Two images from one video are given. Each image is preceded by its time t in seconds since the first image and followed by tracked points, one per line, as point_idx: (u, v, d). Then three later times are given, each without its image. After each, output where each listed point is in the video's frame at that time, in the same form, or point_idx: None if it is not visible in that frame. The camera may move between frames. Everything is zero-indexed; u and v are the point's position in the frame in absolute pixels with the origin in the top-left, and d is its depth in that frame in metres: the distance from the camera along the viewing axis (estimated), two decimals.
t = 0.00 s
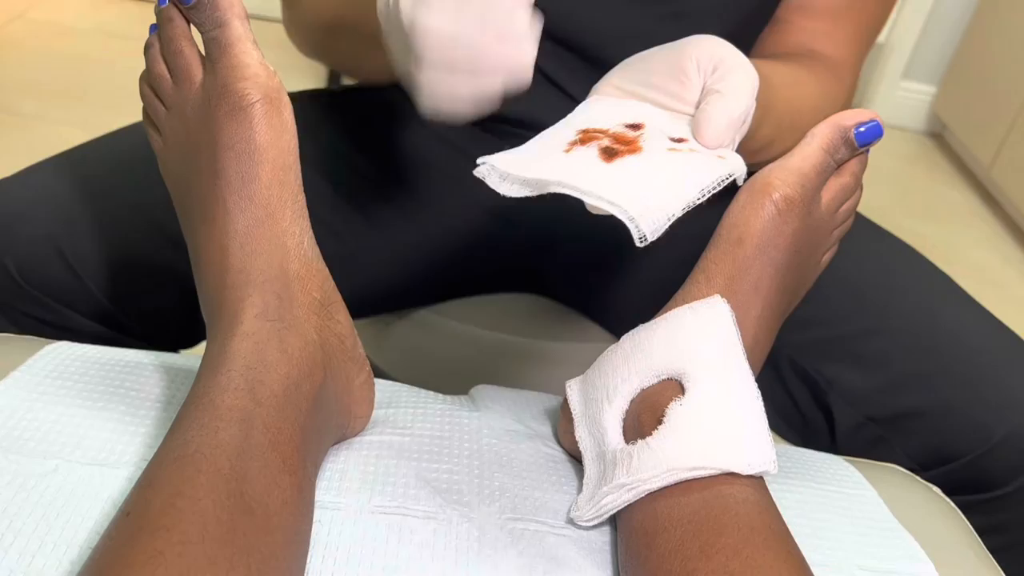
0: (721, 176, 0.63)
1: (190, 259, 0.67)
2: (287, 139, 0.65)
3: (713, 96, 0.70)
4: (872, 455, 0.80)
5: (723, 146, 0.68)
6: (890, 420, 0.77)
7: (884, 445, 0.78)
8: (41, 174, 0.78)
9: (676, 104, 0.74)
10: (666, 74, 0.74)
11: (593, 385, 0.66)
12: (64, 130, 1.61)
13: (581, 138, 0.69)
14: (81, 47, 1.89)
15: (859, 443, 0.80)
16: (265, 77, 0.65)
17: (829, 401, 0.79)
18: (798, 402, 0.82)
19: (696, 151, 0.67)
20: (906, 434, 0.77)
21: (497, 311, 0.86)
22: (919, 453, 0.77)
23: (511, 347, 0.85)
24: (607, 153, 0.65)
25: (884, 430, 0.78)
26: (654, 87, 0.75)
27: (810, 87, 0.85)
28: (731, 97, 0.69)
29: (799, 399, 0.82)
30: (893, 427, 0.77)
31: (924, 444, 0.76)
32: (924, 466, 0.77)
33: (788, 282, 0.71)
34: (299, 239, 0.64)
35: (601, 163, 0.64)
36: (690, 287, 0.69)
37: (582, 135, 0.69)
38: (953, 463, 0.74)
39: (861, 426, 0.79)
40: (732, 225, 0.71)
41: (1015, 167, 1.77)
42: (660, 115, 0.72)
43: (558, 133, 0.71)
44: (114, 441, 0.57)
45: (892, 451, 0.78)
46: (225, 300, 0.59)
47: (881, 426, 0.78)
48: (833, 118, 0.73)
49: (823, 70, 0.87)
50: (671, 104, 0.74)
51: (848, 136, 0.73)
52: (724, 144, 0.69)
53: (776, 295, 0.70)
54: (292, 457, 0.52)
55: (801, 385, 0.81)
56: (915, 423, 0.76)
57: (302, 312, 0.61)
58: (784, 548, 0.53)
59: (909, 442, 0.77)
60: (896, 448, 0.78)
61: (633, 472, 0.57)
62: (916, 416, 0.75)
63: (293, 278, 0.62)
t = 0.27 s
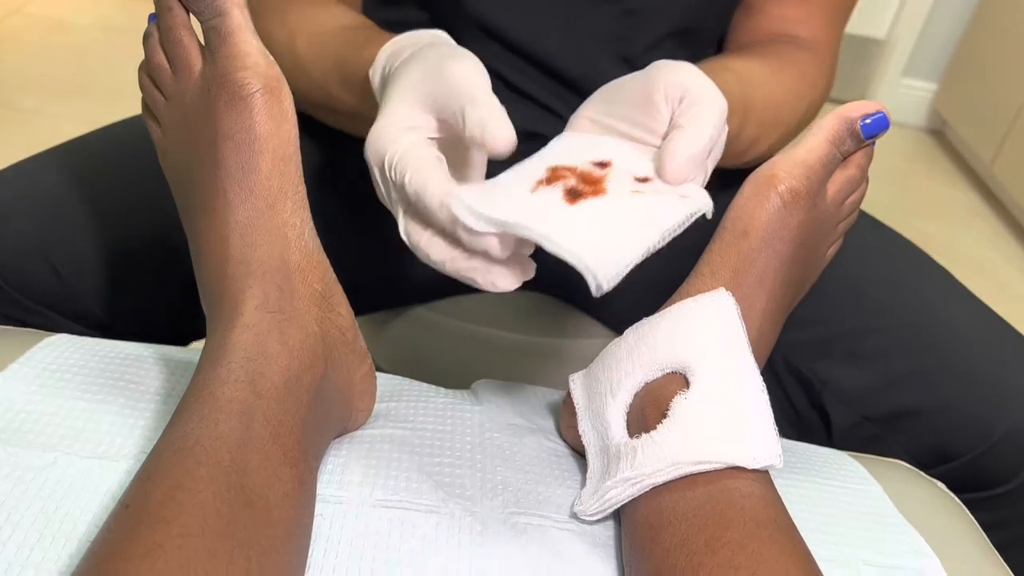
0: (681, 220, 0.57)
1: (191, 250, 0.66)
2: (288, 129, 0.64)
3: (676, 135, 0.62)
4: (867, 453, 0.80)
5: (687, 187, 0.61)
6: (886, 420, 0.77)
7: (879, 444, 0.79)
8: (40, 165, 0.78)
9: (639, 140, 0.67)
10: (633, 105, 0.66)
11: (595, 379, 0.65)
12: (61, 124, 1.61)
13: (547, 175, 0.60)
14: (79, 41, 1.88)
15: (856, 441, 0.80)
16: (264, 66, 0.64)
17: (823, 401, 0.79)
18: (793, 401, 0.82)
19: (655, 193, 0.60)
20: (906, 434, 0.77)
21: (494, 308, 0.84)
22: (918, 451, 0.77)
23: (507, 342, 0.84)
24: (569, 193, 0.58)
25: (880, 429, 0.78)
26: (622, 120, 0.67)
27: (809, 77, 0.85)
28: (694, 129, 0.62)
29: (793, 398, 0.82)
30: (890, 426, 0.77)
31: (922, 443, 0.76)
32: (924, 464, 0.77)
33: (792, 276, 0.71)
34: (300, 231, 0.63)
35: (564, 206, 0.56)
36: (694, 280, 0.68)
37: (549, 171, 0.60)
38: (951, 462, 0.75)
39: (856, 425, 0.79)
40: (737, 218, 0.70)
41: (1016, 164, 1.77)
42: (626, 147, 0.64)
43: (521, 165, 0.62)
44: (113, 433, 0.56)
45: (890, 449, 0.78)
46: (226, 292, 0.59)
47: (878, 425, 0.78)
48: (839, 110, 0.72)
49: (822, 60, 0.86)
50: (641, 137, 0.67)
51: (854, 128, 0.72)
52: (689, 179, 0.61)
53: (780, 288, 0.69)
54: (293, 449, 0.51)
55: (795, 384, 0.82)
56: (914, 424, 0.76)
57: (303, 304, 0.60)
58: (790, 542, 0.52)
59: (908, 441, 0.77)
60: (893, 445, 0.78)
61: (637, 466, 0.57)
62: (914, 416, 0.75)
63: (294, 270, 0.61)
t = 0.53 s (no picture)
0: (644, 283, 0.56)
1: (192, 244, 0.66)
2: (289, 122, 0.64)
3: (655, 163, 0.60)
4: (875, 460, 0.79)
5: (658, 236, 0.59)
6: (897, 422, 0.77)
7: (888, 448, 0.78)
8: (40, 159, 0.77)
9: (630, 160, 0.67)
10: (622, 128, 0.66)
11: (597, 374, 0.65)
12: (60, 118, 1.60)
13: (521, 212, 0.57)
14: (78, 36, 1.88)
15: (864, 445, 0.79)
16: (264, 59, 0.63)
17: (829, 407, 0.79)
18: (797, 408, 0.81)
19: (620, 247, 0.57)
20: (919, 437, 0.76)
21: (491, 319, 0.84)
22: (929, 453, 0.76)
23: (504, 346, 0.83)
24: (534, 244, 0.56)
25: (889, 431, 0.78)
26: (615, 144, 0.68)
27: (809, 72, 0.84)
28: (673, 158, 0.60)
29: (796, 404, 0.81)
30: (900, 428, 0.77)
31: (933, 446, 0.75)
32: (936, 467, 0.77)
33: (795, 271, 0.71)
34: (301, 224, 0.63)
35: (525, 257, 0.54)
36: (697, 275, 0.68)
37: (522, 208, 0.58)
38: (965, 465, 0.74)
39: (866, 427, 0.78)
40: (740, 213, 0.70)
41: (1016, 162, 1.76)
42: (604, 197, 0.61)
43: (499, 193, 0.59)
44: (114, 428, 0.56)
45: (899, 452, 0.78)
46: (227, 287, 0.59)
47: (888, 427, 0.77)
48: (843, 106, 0.72)
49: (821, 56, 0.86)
50: (630, 161, 0.67)
51: (857, 124, 0.72)
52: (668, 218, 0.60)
53: (781, 285, 0.69)
54: (293, 444, 0.51)
55: (798, 392, 0.81)
56: (924, 426, 0.75)
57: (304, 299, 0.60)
58: (793, 538, 0.52)
59: (920, 444, 0.76)
60: (903, 448, 0.77)
61: (639, 462, 0.57)
62: (925, 419, 0.75)
63: (295, 264, 0.62)
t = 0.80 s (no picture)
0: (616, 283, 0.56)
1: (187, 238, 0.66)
2: (283, 115, 0.64)
3: (626, 179, 0.60)
4: (862, 436, 0.80)
5: (633, 239, 0.58)
6: (884, 393, 0.78)
7: (875, 421, 0.79)
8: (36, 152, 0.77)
9: (607, 168, 0.66)
10: (601, 136, 0.66)
11: (595, 367, 0.65)
12: (58, 114, 1.60)
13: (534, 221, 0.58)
14: (77, 31, 1.87)
15: (849, 420, 0.79)
16: (258, 52, 0.63)
17: (817, 384, 0.79)
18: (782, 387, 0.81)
19: (596, 252, 0.57)
20: (905, 407, 0.77)
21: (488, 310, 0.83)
22: (915, 420, 0.77)
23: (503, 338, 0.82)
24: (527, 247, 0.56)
25: (876, 402, 0.78)
26: (593, 150, 0.67)
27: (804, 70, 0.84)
28: (643, 174, 0.60)
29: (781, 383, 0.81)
30: (885, 400, 0.78)
31: (924, 414, 0.77)
32: (922, 437, 0.78)
33: (794, 266, 0.70)
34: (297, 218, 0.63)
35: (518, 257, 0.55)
36: (695, 270, 0.68)
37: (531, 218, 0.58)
38: (954, 431, 0.76)
39: (852, 400, 0.79)
40: (740, 208, 0.70)
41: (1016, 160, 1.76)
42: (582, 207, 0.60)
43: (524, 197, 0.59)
44: (110, 420, 0.56)
45: (888, 424, 0.79)
46: (223, 280, 0.58)
47: (874, 398, 0.78)
48: (843, 102, 0.72)
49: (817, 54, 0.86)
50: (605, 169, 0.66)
51: (858, 120, 0.72)
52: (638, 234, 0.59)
53: (781, 280, 0.69)
54: (289, 436, 0.51)
55: (782, 371, 0.81)
56: (915, 395, 0.77)
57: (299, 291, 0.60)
58: (791, 531, 0.52)
59: (909, 413, 0.77)
60: (891, 418, 0.78)
61: (638, 455, 0.56)
62: (914, 386, 0.77)
63: (291, 257, 0.61)
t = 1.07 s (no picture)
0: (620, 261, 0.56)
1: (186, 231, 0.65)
2: (282, 108, 0.63)
3: (631, 162, 0.60)
4: (840, 427, 0.81)
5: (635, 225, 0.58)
6: (861, 384, 0.79)
7: (853, 411, 0.80)
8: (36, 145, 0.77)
9: (613, 153, 0.66)
10: (606, 122, 0.66)
11: (593, 362, 0.65)
12: (58, 109, 1.59)
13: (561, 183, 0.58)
14: (77, 26, 1.87)
15: (829, 411, 0.80)
16: (258, 44, 0.63)
17: (795, 375, 0.80)
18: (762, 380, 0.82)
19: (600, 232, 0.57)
20: (882, 396, 0.78)
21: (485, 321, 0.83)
22: (893, 410, 0.79)
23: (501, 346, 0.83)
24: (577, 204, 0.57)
25: (855, 393, 0.79)
26: (596, 134, 0.67)
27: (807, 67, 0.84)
28: (647, 159, 0.61)
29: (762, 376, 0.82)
30: (864, 390, 0.79)
31: (904, 405, 0.78)
32: (900, 425, 0.79)
33: (793, 261, 0.70)
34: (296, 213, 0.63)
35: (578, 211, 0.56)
36: (695, 265, 0.68)
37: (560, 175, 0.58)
38: (934, 420, 0.77)
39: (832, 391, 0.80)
40: (739, 203, 0.70)
41: (1016, 158, 1.76)
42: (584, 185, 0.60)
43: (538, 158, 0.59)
44: (109, 412, 0.56)
45: (866, 414, 0.80)
46: (222, 273, 0.58)
47: (854, 389, 0.79)
48: (843, 97, 0.72)
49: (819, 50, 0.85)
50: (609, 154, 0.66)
51: (858, 115, 0.72)
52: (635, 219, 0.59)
53: (780, 275, 0.69)
54: (287, 429, 0.51)
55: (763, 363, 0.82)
56: (892, 382, 0.78)
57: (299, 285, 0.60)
58: (789, 523, 0.52)
59: (886, 403, 0.78)
60: (868, 408, 0.79)
61: (636, 449, 0.56)
62: (891, 374, 0.77)
63: (290, 251, 0.61)
